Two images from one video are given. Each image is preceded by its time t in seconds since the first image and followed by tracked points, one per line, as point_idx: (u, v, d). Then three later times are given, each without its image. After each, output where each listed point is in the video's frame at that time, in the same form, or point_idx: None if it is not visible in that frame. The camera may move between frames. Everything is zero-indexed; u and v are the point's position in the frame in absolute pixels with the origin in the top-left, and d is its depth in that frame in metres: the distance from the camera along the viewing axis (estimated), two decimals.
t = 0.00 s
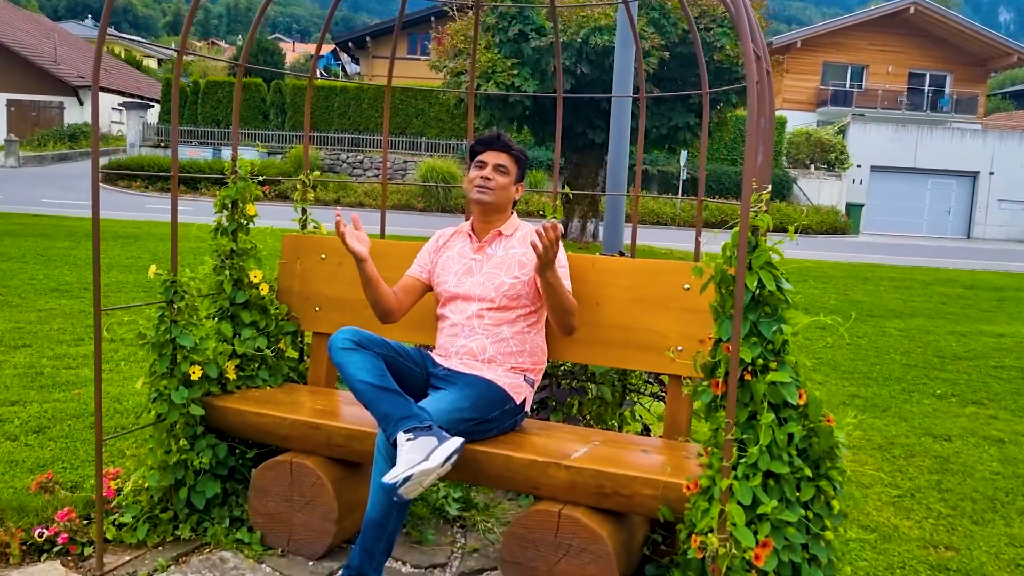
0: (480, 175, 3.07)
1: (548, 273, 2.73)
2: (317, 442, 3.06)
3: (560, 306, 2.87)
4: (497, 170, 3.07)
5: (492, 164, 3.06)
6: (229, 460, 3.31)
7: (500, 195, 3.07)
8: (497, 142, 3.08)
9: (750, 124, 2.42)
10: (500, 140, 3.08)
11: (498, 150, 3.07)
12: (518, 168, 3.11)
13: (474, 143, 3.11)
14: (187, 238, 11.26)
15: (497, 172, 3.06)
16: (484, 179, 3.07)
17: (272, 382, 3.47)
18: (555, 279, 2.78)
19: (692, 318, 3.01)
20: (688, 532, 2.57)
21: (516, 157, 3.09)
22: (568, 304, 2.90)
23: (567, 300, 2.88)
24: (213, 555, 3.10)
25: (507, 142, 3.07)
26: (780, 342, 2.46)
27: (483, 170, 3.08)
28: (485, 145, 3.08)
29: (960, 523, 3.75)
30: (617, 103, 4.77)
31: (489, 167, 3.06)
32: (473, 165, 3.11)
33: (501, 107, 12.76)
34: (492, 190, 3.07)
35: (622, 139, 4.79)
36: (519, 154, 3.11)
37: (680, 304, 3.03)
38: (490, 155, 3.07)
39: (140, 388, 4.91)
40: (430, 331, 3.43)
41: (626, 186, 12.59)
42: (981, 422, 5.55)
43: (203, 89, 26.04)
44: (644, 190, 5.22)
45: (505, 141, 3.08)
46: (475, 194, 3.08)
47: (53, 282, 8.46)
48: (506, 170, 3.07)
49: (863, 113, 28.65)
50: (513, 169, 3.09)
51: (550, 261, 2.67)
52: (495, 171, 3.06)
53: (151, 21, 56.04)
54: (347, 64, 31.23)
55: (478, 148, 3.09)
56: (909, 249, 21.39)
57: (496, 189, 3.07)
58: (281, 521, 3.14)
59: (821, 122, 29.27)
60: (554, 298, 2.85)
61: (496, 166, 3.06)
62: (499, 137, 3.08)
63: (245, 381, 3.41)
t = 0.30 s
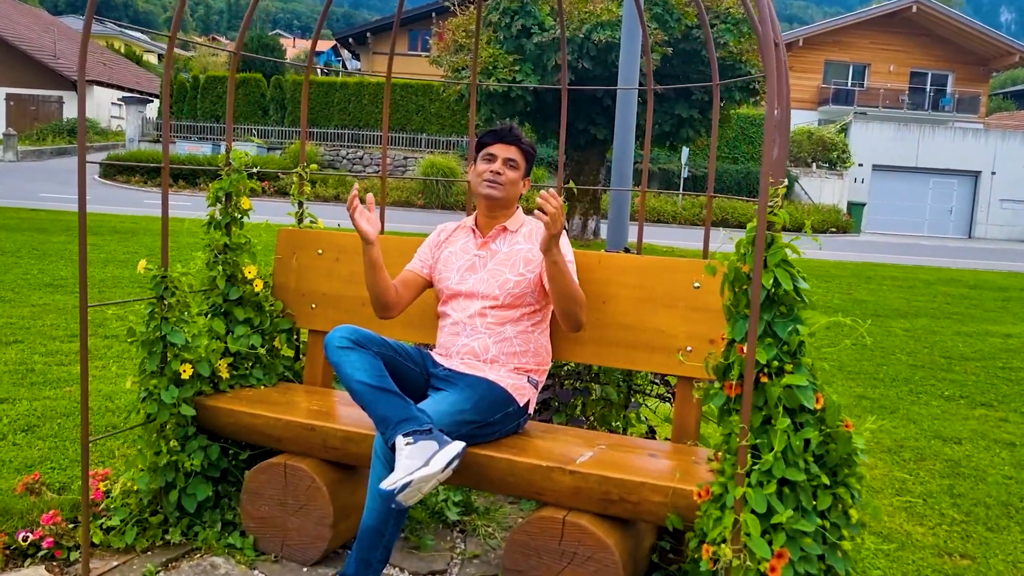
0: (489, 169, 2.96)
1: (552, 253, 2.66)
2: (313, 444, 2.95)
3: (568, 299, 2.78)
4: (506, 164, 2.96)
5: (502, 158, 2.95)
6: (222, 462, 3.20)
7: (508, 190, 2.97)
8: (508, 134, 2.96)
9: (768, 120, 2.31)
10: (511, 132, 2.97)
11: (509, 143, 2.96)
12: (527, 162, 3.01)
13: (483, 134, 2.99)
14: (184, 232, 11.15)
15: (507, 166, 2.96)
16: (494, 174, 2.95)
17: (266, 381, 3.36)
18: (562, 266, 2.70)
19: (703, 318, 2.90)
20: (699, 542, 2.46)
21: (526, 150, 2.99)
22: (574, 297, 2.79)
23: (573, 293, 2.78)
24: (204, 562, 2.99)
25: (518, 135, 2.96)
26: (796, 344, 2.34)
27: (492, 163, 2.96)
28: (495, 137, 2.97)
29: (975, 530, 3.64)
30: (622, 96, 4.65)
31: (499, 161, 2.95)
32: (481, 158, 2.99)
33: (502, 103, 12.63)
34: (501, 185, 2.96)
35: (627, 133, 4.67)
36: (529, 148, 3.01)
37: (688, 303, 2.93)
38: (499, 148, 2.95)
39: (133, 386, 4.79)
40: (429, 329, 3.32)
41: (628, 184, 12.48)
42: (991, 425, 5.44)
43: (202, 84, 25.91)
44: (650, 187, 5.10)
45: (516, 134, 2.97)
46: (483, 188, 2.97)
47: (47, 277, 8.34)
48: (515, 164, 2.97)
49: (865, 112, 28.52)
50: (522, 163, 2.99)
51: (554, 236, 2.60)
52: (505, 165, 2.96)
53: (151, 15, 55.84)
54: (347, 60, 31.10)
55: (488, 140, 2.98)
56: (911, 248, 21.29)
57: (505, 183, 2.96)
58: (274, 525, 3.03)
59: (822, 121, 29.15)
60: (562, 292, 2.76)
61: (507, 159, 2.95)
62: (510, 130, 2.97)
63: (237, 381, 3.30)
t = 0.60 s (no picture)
0: (499, 164, 2.86)
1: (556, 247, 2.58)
2: (312, 444, 2.86)
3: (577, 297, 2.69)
4: (516, 158, 2.86)
5: (511, 152, 2.85)
6: (217, 461, 3.10)
7: (518, 186, 2.89)
8: (517, 127, 2.86)
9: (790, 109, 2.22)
10: (520, 125, 2.87)
11: (518, 136, 2.86)
12: (536, 156, 2.92)
13: (490, 127, 2.89)
14: (183, 227, 11.04)
15: (517, 161, 2.86)
16: (504, 168, 2.86)
17: (263, 379, 3.27)
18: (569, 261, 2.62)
19: (716, 316, 2.81)
20: (711, 548, 2.37)
21: (535, 143, 2.90)
22: (583, 292, 2.70)
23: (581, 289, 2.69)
24: (199, 565, 2.90)
25: (527, 129, 2.87)
26: (815, 344, 2.25)
27: (501, 158, 2.87)
28: (503, 131, 2.86)
29: (989, 539, 3.54)
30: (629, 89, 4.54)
31: (508, 156, 2.85)
32: (489, 151, 2.88)
33: (505, 100, 12.50)
34: (511, 180, 2.87)
35: (634, 127, 4.56)
36: (537, 140, 2.91)
37: (700, 302, 2.83)
38: (507, 142, 2.86)
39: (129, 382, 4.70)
40: (432, 325, 3.22)
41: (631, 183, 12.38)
42: (1002, 429, 5.35)
43: (204, 79, 25.79)
44: (659, 183, 5.00)
45: (524, 126, 2.87)
46: (492, 184, 2.88)
47: (43, 270, 8.25)
48: (525, 158, 2.87)
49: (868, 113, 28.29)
50: (531, 157, 2.90)
51: (553, 229, 2.56)
52: (514, 160, 2.86)
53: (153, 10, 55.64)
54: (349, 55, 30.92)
55: (495, 133, 2.88)
56: (914, 250, 21.19)
57: (515, 179, 2.88)
58: (271, 527, 2.94)
59: (825, 121, 29.05)
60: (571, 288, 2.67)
61: (516, 154, 2.86)
62: (519, 122, 2.87)
63: (234, 378, 3.21)
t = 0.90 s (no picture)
0: (505, 167, 2.76)
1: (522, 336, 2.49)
2: (316, 446, 2.76)
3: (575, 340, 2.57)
4: (522, 161, 2.76)
5: (518, 155, 2.75)
6: (217, 463, 3.00)
7: (526, 192, 2.78)
8: (524, 129, 2.76)
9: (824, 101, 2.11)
10: (527, 126, 2.76)
11: (525, 139, 2.76)
12: (546, 155, 2.81)
13: (495, 128, 2.78)
14: (184, 222, 10.95)
15: (523, 166, 2.76)
16: (510, 174, 2.75)
17: (265, 378, 3.16)
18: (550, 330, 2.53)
19: (735, 317, 2.71)
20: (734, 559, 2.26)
21: (543, 147, 2.79)
22: (584, 328, 2.58)
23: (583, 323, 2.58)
24: (199, 571, 2.80)
25: (534, 130, 2.76)
26: (844, 347, 2.14)
27: (508, 162, 2.76)
28: (510, 132, 2.76)
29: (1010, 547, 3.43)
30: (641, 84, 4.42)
31: (515, 159, 2.75)
32: (495, 153, 2.78)
33: (511, 96, 12.38)
34: (518, 185, 2.76)
35: (646, 121, 4.44)
36: (546, 139, 2.81)
37: (717, 302, 2.73)
38: (515, 145, 2.75)
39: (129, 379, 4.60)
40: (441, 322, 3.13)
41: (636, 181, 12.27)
42: (1017, 433, 5.24)
43: (206, 74, 25.66)
44: (671, 181, 4.88)
45: (532, 127, 2.77)
46: (498, 189, 2.77)
47: (43, 265, 8.15)
48: (531, 163, 2.77)
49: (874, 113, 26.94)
50: (541, 161, 2.79)
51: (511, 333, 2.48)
52: (520, 165, 2.76)
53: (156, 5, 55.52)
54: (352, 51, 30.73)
55: (501, 135, 2.77)
56: (920, 249, 21.07)
57: (523, 184, 2.76)
58: (273, 531, 2.84)
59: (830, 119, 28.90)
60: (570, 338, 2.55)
61: (523, 158, 2.76)
62: (526, 124, 2.76)
63: (235, 376, 3.10)
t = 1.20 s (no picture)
0: (514, 169, 2.65)
1: (524, 291, 2.35)
2: (323, 450, 2.67)
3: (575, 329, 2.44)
4: (532, 165, 2.64)
5: (527, 158, 2.63)
6: (219, 467, 2.90)
7: (535, 193, 2.66)
8: (535, 132, 2.61)
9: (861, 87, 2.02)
10: (538, 130, 2.60)
11: (535, 143, 2.61)
12: (560, 158, 2.66)
13: (509, 127, 2.65)
14: (185, 217, 10.84)
15: (532, 168, 2.63)
16: (517, 175, 2.64)
17: (268, 378, 3.07)
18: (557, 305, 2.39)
19: (755, 320, 2.62)
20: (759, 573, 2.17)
21: (555, 151, 2.63)
22: (582, 326, 2.45)
23: (586, 320, 2.46)
24: None
25: (546, 133, 2.60)
26: (878, 351, 2.04)
27: (517, 163, 2.65)
28: (521, 134, 2.62)
29: None
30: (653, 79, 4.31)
31: (524, 161, 2.63)
32: (506, 153, 2.67)
33: (515, 91, 12.24)
34: (526, 187, 2.65)
35: (658, 117, 4.32)
36: (562, 145, 2.64)
37: (739, 303, 2.64)
38: (524, 147, 2.62)
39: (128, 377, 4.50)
40: (450, 322, 3.03)
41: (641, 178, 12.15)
42: None
43: (206, 68, 25.52)
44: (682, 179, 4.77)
45: (543, 132, 2.60)
46: (507, 190, 2.68)
47: (42, 260, 8.04)
48: (539, 167, 2.63)
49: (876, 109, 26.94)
50: (553, 164, 2.65)
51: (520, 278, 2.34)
52: (529, 167, 2.63)
53: None
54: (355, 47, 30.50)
55: (512, 136, 2.64)
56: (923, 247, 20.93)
57: (531, 187, 2.65)
58: (276, 538, 2.75)
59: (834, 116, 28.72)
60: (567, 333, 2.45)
61: (532, 161, 2.63)
62: (535, 127, 2.61)
63: (238, 377, 3.00)
